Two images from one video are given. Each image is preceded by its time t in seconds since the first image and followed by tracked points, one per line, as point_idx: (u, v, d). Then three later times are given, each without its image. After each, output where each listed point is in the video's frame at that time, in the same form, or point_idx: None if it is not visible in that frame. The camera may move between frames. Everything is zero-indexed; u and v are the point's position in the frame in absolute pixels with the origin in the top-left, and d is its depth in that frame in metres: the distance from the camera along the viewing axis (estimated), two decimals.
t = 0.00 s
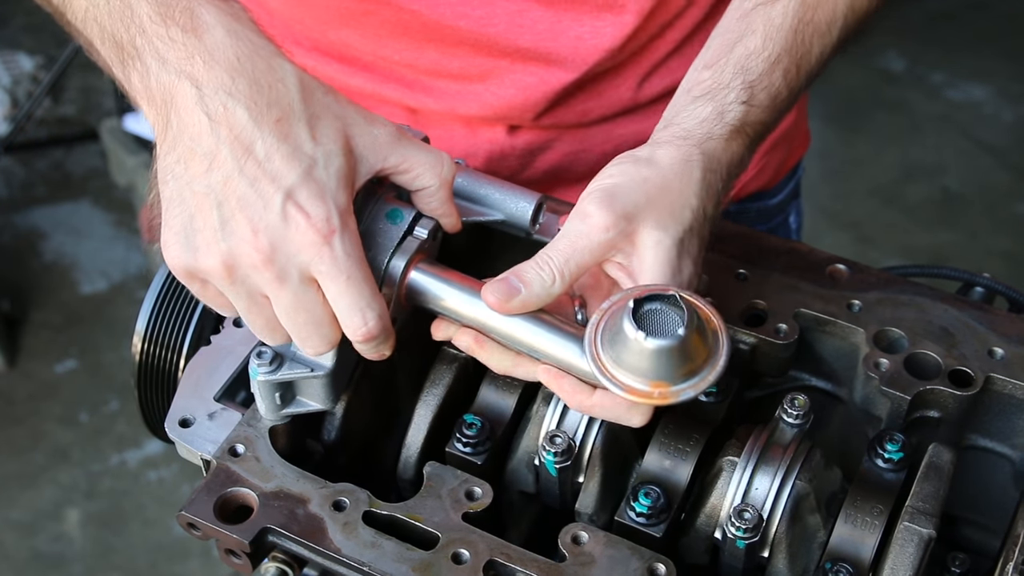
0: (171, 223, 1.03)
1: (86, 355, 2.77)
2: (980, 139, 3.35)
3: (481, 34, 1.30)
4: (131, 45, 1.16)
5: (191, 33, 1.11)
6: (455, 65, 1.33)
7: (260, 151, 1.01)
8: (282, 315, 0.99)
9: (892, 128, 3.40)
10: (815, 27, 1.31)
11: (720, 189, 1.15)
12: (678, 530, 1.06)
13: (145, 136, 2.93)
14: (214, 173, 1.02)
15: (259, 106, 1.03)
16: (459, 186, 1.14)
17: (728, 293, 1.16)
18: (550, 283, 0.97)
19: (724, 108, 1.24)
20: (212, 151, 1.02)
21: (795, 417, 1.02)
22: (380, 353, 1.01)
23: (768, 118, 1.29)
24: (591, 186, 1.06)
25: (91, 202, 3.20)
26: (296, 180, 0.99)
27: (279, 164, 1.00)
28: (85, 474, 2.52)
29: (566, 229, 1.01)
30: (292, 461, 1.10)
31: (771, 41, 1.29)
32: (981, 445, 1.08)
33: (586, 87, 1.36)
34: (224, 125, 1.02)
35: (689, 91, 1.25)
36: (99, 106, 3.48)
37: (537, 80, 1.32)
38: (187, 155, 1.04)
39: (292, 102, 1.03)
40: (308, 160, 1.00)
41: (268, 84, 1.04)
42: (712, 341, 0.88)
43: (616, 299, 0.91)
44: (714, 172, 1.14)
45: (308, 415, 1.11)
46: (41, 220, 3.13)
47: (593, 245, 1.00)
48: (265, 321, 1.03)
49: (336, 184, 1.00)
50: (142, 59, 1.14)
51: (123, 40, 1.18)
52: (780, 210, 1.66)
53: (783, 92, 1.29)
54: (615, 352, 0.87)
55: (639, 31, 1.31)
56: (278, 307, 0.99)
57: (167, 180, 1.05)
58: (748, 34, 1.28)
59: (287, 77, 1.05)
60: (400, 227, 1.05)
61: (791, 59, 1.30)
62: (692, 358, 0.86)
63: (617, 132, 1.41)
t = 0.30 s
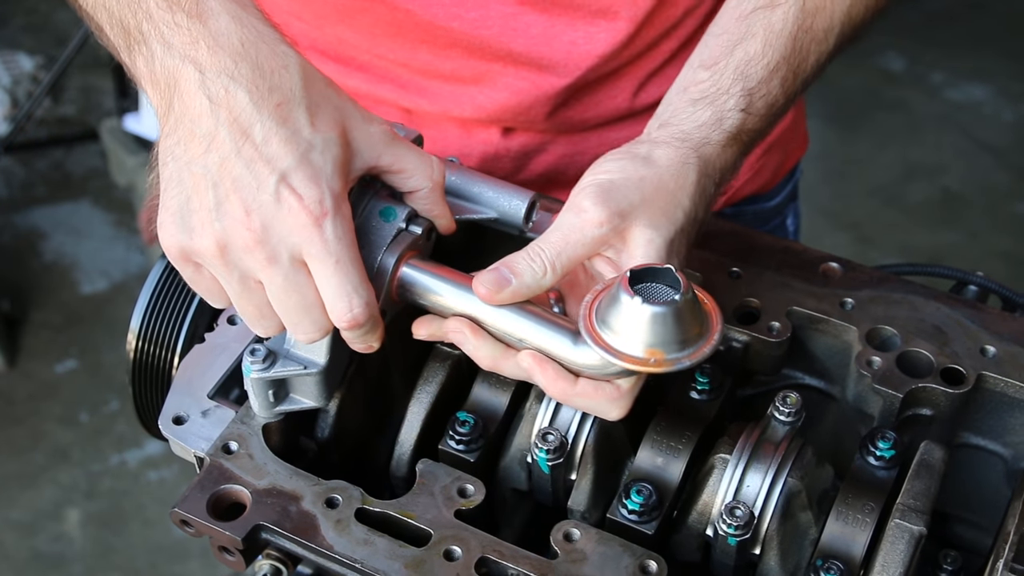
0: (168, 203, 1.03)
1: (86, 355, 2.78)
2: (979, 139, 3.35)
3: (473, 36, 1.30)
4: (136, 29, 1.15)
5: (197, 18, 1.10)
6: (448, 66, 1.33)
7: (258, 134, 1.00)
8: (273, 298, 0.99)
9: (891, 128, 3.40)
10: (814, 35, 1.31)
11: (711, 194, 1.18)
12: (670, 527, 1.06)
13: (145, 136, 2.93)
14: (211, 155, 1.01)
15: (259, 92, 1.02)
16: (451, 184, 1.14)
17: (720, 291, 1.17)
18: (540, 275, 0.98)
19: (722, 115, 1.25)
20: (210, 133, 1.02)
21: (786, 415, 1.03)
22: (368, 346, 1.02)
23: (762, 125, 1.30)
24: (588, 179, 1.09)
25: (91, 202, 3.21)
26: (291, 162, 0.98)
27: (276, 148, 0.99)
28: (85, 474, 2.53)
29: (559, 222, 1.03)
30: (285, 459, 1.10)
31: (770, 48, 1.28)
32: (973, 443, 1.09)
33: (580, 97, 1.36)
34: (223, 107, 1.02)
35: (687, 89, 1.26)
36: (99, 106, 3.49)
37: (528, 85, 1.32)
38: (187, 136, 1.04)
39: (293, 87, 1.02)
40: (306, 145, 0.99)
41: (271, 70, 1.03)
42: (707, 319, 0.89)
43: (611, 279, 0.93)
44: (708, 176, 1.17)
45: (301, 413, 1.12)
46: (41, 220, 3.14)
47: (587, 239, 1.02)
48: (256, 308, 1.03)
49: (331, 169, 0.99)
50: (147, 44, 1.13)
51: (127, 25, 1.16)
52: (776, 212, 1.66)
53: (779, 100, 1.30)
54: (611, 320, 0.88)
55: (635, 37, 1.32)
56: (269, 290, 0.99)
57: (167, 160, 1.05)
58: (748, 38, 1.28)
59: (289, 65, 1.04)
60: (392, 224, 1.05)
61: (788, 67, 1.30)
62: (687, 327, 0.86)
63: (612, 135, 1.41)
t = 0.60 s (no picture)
0: (176, 190, 1.02)
1: (87, 355, 2.78)
2: (979, 139, 3.35)
3: (472, 37, 1.30)
4: (141, 15, 1.13)
5: (209, 5, 1.09)
6: (446, 68, 1.33)
7: (269, 121, 1.01)
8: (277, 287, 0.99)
9: (891, 128, 3.40)
10: (796, 20, 1.33)
11: (693, 174, 1.17)
12: (667, 526, 1.07)
13: (145, 136, 2.94)
14: (219, 140, 1.01)
15: (270, 81, 1.03)
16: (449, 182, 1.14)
17: (718, 291, 1.17)
18: (533, 270, 0.98)
19: (698, 95, 1.25)
20: (218, 118, 1.02)
21: (784, 414, 1.02)
22: (366, 348, 1.02)
23: (744, 108, 1.30)
24: (568, 171, 1.08)
25: (91, 202, 3.21)
26: (303, 149, 0.99)
27: (287, 135, 1.00)
28: (85, 474, 2.53)
29: (544, 218, 1.03)
30: (282, 458, 1.10)
31: (750, 31, 1.30)
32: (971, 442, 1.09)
33: (581, 101, 1.36)
34: (233, 93, 1.02)
35: (665, 75, 1.26)
36: (99, 106, 3.49)
37: (528, 87, 1.32)
38: (195, 122, 1.03)
39: (303, 79, 1.03)
40: (316, 134, 1.01)
41: (282, 61, 1.04)
42: (705, 314, 0.89)
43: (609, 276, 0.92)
44: (687, 156, 1.16)
45: (299, 413, 1.12)
46: (41, 220, 3.14)
47: (571, 231, 1.01)
48: (259, 298, 1.02)
49: (341, 159, 1.01)
50: (154, 30, 1.11)
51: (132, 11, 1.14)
52: (776, 214, 1.65)
53: (758, 83, 1.31)
54: (610, 318, 0.88)
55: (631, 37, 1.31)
56: (272, 278, 0.98)
57: (172, 146, 1.05)
58: (728, 22, 1.30)
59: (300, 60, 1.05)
60: (389, 223, 1.05)
61: (769, 50, 1.31)
62: (686, 324, 0.86)
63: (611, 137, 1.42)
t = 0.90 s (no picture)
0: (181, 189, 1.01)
1: (86, 355, 2.78)
2: (979, 139, 3.35)
3: (470, 38, 1.30)
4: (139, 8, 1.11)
5: None
6: (445, 70, 1.34)
7: (274, 119, 1.00)
8: (285, 286, 0.98)
9: (891, 128, 3.40)
10: (794, 17, 1.33)
11: (688, 170, 1.16)
12: (667, 526, 1.07)
13: (145, 136, 2.94)
14: (224, 139, 1.00)
15: (272, 77, 1.02)
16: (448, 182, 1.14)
17: (717, 291, 1.17)
18: (528, 272, 0.99)
19: (691, 91, 1.24)
20: (222, 115, 1.01)
21: (784, 414, 1.02)
22: (370, 357, 1.05)
23: (741, 103, 1.29)
24: (560, 171, 1.08)
25: (91, 202, 3.21)
26: (309, 147, 0.99)
27: (293, 133, 0.99)
28: (85, 474, 2.53)
29: (536, 218, 1.03)
30: (282, 458, 1.10)
31: (746, 27, 1.30)
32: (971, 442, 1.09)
33: (581, 102, 1.36)
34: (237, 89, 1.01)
35: (660, 73, 1.27)
36: (99, 107, 3.49)
37: (527, 88, 1.32)
38: (198, 120, 1.02)
39: (305, 75, 1.03)
40: (321, 131, 1.00)
41: (283, 58, 1.04)
42: (698, 333, 0.88)
43: (600, 293, 0.91)
44: (681, 153, 1.15)
45: (298, 412, 1.12)
46: (41, 220, 3.14)
47: (564, 231, 1.02)
48: (265, 297, 1.02)
49: (346, 158, 1.01)
50: (153, 25, 1.10)
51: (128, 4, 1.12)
52: (775, 212, 1.65)
53: (753, 79, 1.30)
54: (602, 352, 0.88)
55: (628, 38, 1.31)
56: (280, 278, 0.97)
57: (173, 145, 1.03)
58: (724, 20, 1.30)
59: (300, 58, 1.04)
60: (389, 224, 1.05)
61: (765, 46, 1.31)
62: (677, 353, 0.86)
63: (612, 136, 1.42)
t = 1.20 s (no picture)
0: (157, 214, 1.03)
1: (86, 355, 2.78)
2: (979, 139, 3.35)
3: (467, 37, 1.30)
4: (113, 33, 1.14)
5: (167, 22, 1.10)
6: (442, 70, 1.34)
7: (235, 140, 1.00)
8: (264, 303, 1.00)
9: (891, 128, 3.40)
10: (797, 21, 1.32)
11: (693, 178, 1.18)
12: (667, 527, 1.07)
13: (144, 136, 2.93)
14: (189, 164, 1.01)
15: (231, 97, 1.01)
16: (447, 182, 1.14)
17: (717, 291, 1.17)
18: (529, 271, 0.98)
19: (699, 99, 1.26)
20: (186, 140, 1.02)
21: (784, 414, 1.02)
22: (370, 353, 1.04)
23: (744, 110, 1.31)
24: (568, 173, 1.08)
25: (91, 202, 3.21)
26: (271, 166, 0.98)
27: (254, 153, 0.99)
28: (85, 474, 2.53)
29: (543, 218, 1.03)
30: (282, 458, 1.10)
31: (751, 33, 1.30)
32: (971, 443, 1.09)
33: (577, 102, 1.36)
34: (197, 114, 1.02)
35: (665, 78, 1.26)
36: (99, 107, 3.49)
37: (524, 88, 1.32)
38: (166, 145, 1.04)
39: (264, 89, 1.01)
40: (283, 149, 0.99)
41: (242, 74, 1.02)
42: (697, 333, 0.88)
43: (599, 293, 0.91)
44: (688, 161, 1.17)
45: (298, 413, 1.12)
46: (41, 220, 3.14)
47: (571, 233, 1.02)
48: (254, 312, 1.04)
49: (312, 172, 0.99)
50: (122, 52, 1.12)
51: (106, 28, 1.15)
52: (775, 212, 1.66)
53: (758, 86, 1.31)
54: (602, 351, 0.88)
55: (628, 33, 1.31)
56: (258, 296, 1.00)
57: (147, 171, 1.06)
58: (729, 25, 1.30)
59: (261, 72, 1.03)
60: (389, 223, 1.05)
61: (769, 52, 1.31)
62: (676, 353, 0.86)
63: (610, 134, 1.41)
